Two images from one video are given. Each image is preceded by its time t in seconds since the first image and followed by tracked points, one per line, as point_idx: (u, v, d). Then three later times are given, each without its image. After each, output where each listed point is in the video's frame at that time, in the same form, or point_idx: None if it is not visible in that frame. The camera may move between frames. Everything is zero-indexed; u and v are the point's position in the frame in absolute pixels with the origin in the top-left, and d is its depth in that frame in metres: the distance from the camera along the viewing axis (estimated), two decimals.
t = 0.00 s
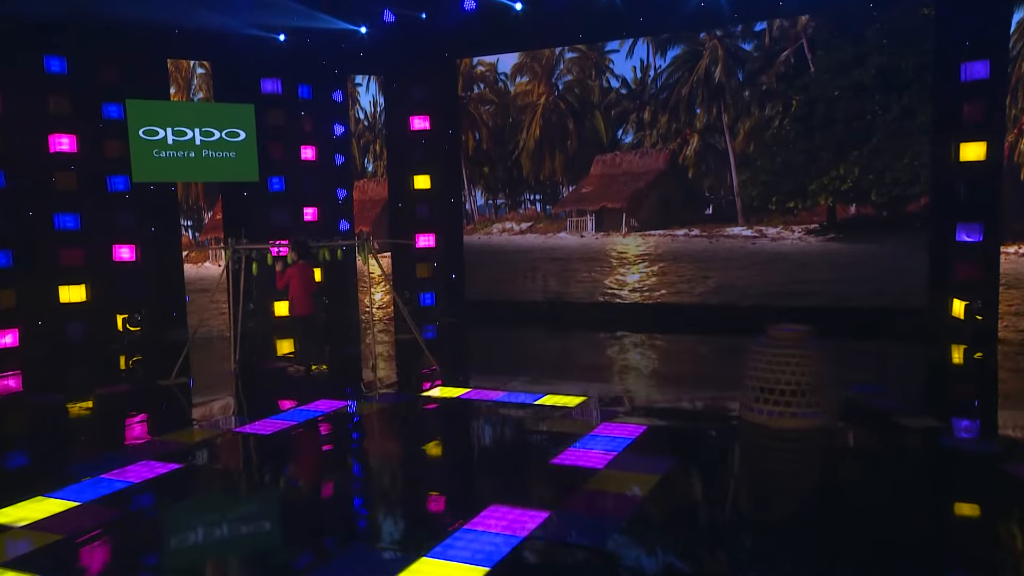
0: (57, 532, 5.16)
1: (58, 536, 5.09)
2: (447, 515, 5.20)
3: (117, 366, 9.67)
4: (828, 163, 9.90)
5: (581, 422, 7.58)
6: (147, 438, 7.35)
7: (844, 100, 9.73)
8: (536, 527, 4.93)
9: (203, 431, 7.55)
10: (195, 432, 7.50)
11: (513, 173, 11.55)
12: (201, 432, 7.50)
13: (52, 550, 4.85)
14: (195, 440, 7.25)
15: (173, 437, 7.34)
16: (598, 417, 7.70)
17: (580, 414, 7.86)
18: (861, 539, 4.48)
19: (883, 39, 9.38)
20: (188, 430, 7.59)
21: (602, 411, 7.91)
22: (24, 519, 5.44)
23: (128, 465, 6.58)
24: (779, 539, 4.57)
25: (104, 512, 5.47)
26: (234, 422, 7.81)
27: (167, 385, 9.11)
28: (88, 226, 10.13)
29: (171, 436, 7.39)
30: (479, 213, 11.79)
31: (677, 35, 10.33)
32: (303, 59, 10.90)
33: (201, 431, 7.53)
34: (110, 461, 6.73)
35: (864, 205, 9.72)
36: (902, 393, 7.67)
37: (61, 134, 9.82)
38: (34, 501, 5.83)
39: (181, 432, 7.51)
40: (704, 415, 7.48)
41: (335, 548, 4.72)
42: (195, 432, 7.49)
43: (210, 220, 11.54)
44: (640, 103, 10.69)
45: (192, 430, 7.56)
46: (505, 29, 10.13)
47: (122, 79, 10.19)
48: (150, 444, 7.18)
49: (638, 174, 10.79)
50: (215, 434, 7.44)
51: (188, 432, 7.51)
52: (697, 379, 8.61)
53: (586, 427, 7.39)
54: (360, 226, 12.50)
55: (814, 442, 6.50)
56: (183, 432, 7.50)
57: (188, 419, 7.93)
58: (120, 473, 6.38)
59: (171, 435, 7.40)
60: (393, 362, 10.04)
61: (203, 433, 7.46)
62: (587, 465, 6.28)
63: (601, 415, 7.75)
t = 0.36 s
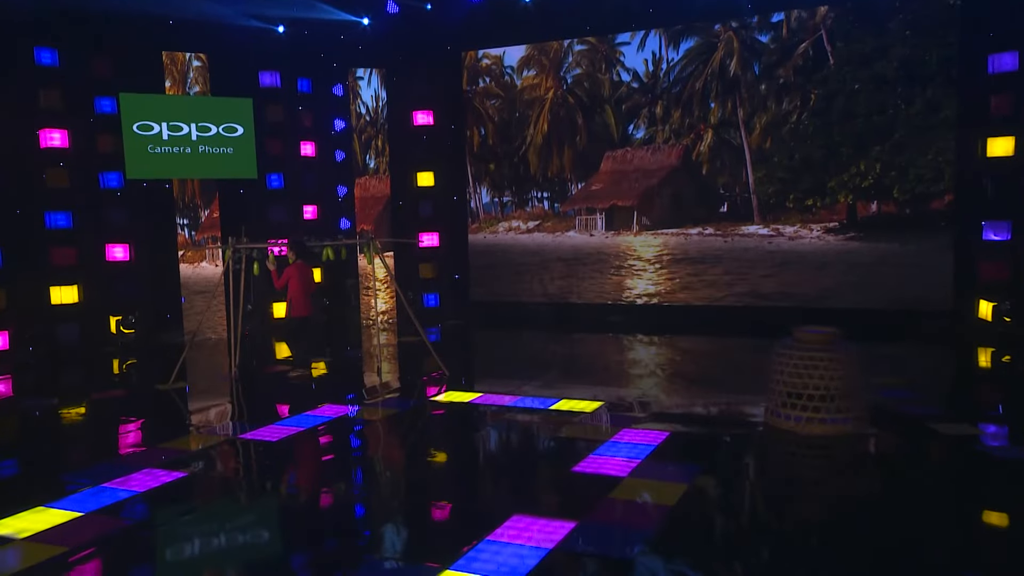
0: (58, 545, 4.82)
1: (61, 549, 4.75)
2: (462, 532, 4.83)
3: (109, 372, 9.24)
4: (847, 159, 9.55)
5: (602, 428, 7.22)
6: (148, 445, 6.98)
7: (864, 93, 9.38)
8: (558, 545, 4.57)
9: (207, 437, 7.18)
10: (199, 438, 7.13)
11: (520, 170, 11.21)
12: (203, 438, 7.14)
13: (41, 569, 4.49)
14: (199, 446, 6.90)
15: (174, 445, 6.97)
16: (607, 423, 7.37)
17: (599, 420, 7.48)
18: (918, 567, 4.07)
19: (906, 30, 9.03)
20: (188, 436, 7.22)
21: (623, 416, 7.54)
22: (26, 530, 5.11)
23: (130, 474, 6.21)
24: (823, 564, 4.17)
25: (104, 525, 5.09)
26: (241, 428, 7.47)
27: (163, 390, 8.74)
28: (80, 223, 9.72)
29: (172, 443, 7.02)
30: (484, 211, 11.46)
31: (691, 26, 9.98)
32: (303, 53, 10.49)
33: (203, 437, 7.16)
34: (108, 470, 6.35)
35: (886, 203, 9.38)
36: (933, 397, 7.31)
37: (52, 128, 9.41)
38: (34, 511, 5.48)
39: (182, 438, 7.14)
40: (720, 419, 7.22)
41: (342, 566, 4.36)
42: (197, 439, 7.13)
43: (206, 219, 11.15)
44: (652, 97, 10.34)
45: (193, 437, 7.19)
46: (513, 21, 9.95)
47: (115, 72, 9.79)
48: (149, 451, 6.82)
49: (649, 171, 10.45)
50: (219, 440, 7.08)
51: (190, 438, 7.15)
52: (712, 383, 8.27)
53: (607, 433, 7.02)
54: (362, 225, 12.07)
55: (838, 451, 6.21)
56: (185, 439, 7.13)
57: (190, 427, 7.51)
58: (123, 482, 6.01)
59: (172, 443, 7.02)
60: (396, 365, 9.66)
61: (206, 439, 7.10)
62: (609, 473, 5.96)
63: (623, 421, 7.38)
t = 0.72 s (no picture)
0: (60, 557, 4.51)
1: (65, 562, 4.43)
2: (479, 549, 4.49)
3: (103, 376, 8.88)
4: (869, 155, 9.20)
5: (623, 434, 6.87)
6: (152, 452, 6.64)
7: (887, 87, 9.03)
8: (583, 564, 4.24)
9: (214, 444, 6.83)
10: (203, 445, 6.80)
11: (527, 166, 10.83)
12: (208, 445, 6.79)
13: None
14: (205, 453, 6.57)
15: (176, 451, 6.63)
16: (619, 429, 7.05)
17: (619, 425, 7.13)
18: None
19: (931, 21, 8.70)
20: (190, 443, 6.87)
21: (643, 422, 7.20)
22: (28, 542, 4.78)
23: (134, 482, 5.86)
24: None
25: (101, 538, 4.76)
26: (248, 433, 7.13)
27: (161, 394, 8.40)
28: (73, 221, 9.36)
29: (174, 450, 6.68)
30: (490, 210, 11.07)
31: (706, 18, 9.64)
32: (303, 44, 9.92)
33: (208, 444, 6.82)
34: (109, 478, 5.99)
35: (909, 200, 9.03)
36: (966, 403, 6.96)
37: (45, 122, 9.07)
38: (38, 520, 5.16)
39: (185, 445, 6.80)
40: (743, 425, 6.89)
41: None
42: (201, 445, 6.79)
43: (204, 217, 10.79)
44: (665, 92, 9.98)
45: (195, 443, 6.86)
46: (522, 12, 9.60)
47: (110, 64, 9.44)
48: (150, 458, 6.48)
49: (662, 167, 10.09)
50: (224, 447, 6.75)
51: (193, 445, 6.81)
52: (729, 388, 7.94)
53: (630, 440, 6.66)
54: (365, 224, 11.63)
55: (871, 458, 5.87)
56: (188, 446, 6.79)
57: (193, 433, 7.15)
58: (127, 491, 5.67)
59: (174, 450, 6.68)
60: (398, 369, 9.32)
61: (212, 446, 6.77)
62: (634, 482, 5.60)
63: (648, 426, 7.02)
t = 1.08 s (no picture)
0: (70, 569, 4.29)
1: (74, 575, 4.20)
2: (496, 567, 4.16)
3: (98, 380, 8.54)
4: (893, 152, 8.85)
5: (642, 440, 6.53)
6: (157, 460, 6.30)
7: (912, 81, 8.69)
8: None
9: (219, 451, 6.50)
10: (209, 452, 6.46)
11: (537, 163, 10.48)
12: (215, 453, 6.45)
13: None
14: (211, 461, 6.24)
15: (180, 459, 6.30)
16: (631, 436, 6.70)
17: (637, 431, 6.79)
18: None
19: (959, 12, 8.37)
20: (194, 450, 6.53)
21: (663, 428, 6.86)
22: (33, 555, 4.53)
23: (140, 491, 5.55)
24: None
25: (98, 555, 4.46)
26: (253, 439, 6.81)
27: (161, 399, 8.06)
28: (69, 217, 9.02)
29: (179, 457, 6.34)
30: (498, 207, 10.69)
31: (723, 9, 9.31)
32: (303, 37, 9.67)
33: (215, 452, 6.48)
34: (113, 487, 5.68)
35: (935, 198, 8.67)
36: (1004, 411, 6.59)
37: (38, 117, 8.74)
38: (43, 530, 4.90)
39: (189, 452, 6.47)
40: (771, 433, 6.53)
41: None
42: (207, 453, 6.44)
43: (202, 215, 10.35)
44: (680, 86, 9.64)
45: (200, 450, 6.52)
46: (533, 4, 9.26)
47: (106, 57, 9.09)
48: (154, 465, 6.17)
49: (676, 164, 9.74)
50: (230, 455, 6.40)
51: (199, 452, 6.48)
52: (750, 394, 7.60)
53: (652, 447, 6.32)
54: (369, 222, 11.18)
55: (907, 467, 5.54)
56: (193, 453, 6.46)
57: (196, 440, 6.82)
58: (134, 500, 5.36)
59: (178, 457, 6.35)
60: (402, 373, 8.96)
61: (222, 453, 6.43)
62: (662, 491, 5.30)
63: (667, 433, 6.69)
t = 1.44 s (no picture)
0: None
1: None
2: None
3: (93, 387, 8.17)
4: (918, 148, 8.53)
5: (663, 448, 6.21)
6: (162, 468, 5.97)
7: (938, 75, 8.37)
8: None
9: (226, 460, 6.16)
10: (215, 461, 6.11)
11: (545, 160, 10.14)
12: (221, 462, 6.11)
13: None
14: (217, 470, 5.90)
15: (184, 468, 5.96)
16: (647, 443, 6.37)
17: (658, 439, 6.46)
18: None
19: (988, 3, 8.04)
20: (199, 458, 6.20)
21: (685, 435, 6.53)
22: (41, 569, 4.22)
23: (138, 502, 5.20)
24: None
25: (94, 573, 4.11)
26: (256, 448, 6.47)
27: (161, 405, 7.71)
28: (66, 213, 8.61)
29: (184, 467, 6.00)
30: (505, 206, 10.37)
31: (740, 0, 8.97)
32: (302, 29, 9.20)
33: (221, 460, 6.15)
34: (114, 498, 5.33)
35: (962, 196, 8.35)
36: None
37: (31, 112, 8.35)
38: (49, 543, 4.57)
39: (193, 461, 6.13)
40: (798, 440, 6.21)
41: None
42: (214, 462, 6.10)
43: (201, 214, 10.02)
44: (695, 80, 9.32)
45: (208, 459, 6.19)
46: None
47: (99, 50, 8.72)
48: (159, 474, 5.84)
49: (691, 161, 9.41)
50: (238, 463, 6.06)
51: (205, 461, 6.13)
52: (771, 401, 7.27)
53: (675, 455, 5.99)
54: (372, 222, 10.87)
55: (950, 478, 5.24)
56: (200, 462, 6.12)
57: (200, 448, 6.48)
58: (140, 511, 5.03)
59: (182, 466, 6.02)
60: (405, 377, 8.64)
61: (231, 462, 6.09)
62: (693, 502, 4.96)
63: (689, 441, 6.35)
